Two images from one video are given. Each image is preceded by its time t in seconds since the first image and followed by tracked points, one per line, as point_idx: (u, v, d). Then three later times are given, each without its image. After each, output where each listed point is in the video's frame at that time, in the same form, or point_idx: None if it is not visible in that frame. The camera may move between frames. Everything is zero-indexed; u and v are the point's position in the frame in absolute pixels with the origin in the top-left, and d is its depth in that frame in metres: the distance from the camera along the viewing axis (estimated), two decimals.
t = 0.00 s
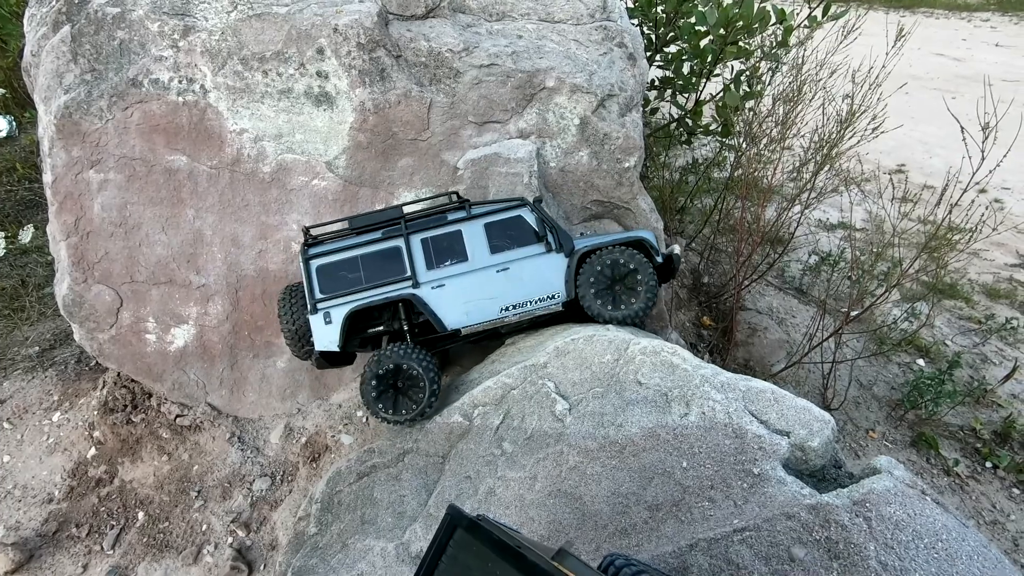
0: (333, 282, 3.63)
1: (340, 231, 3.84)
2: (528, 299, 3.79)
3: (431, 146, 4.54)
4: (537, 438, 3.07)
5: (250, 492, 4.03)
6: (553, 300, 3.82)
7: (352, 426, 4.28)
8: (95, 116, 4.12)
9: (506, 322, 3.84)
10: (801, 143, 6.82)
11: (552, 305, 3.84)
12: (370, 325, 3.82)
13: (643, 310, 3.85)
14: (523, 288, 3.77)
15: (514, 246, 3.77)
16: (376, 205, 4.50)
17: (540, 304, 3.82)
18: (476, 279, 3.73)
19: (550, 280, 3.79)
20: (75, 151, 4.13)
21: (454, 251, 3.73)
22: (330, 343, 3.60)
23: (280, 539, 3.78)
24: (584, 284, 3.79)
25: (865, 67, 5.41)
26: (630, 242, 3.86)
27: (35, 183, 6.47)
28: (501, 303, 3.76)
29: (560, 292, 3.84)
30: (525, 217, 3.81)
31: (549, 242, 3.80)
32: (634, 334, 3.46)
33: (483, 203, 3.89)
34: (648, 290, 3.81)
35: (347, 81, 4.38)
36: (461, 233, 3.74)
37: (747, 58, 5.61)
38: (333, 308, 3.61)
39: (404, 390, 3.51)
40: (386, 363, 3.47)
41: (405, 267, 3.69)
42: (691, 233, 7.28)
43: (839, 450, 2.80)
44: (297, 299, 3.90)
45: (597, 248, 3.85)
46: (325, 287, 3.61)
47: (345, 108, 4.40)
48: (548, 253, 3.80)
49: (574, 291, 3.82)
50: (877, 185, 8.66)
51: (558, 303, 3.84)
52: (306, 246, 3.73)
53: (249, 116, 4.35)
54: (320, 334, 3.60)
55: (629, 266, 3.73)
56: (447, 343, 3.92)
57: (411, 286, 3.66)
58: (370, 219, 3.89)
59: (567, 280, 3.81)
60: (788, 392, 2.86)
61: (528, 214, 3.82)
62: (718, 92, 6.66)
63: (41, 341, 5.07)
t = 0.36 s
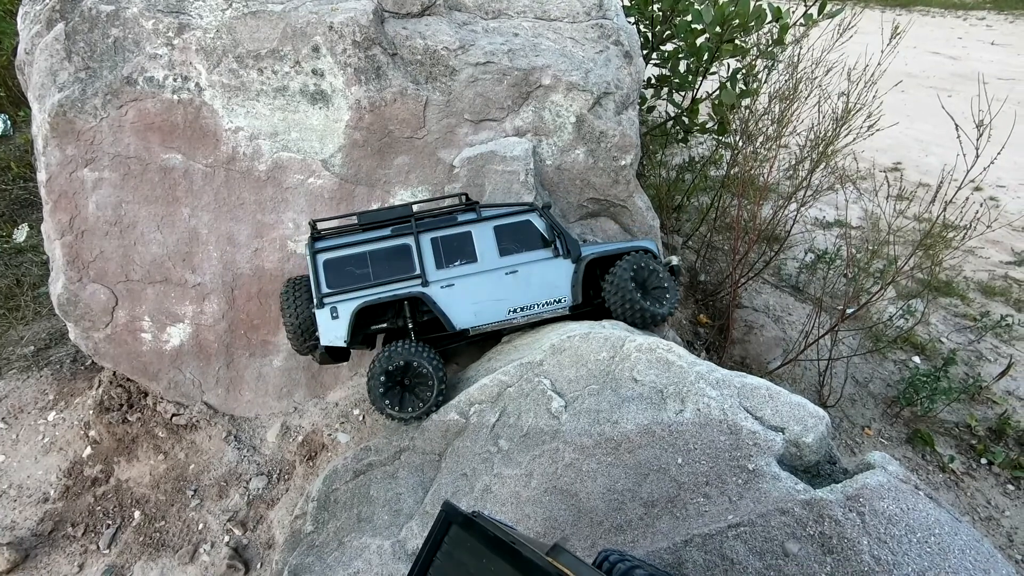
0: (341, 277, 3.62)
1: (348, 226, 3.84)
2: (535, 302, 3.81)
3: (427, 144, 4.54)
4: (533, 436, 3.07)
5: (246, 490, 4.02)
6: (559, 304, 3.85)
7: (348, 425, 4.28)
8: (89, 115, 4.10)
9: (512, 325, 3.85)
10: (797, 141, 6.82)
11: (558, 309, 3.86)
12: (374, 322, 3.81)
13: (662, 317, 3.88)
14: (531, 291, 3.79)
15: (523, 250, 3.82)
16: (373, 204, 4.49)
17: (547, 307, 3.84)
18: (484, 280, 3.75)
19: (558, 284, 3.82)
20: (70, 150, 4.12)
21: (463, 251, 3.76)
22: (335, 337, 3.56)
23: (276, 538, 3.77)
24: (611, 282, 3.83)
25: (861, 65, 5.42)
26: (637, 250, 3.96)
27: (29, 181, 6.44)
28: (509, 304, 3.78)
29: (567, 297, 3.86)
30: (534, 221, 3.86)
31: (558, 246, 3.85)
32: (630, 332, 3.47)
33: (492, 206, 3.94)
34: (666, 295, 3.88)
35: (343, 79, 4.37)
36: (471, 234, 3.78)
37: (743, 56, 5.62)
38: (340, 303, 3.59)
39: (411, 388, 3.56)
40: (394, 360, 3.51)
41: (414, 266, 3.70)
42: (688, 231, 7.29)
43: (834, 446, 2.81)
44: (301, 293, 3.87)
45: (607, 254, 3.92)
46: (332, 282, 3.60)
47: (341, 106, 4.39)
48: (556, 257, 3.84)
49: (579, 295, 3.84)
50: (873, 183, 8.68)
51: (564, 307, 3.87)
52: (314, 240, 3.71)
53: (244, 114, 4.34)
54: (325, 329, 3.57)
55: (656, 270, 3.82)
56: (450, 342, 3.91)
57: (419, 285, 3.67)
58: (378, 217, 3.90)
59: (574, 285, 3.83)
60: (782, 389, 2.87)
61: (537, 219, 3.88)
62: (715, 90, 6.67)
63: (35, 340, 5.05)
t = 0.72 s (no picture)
0: (340, 272, 3.61)
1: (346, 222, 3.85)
2: (532, 297, 3.80)
3: (424, 139, 4.52)
4: (531, 430, 3.07)
5: (244, 487, 4.02)
6: (557, 299, 3.84)
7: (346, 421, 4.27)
8: (85, 110, 4.09)
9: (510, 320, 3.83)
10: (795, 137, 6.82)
11: (555, 304, 3.85)
12: (372, 318, 3.79)
13: (662, 314, 3.88)
14: (529, 286, 3.79)
15: (520, 245, 3.83)
16: (370, 199, 4.48)
17: (544, 302, 3.83)
18: (483, 275, 3.74)
19: (555, 279, 3.82)
20: (65, 146, 4.10)
21: (461, 246, 3.77)
22: (333, 332, 3.53)
23: (275, 534, 3.76)
24: (613, 278, 3.81)
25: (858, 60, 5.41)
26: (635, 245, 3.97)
27: (25, 178, 6.42)
28: (506, 299, 3.76)
29: (564, 292, 3.86)
30: (532, 217, 3.89)
31: (555, 241, 3.86)
32: (628, 326, 3.47)
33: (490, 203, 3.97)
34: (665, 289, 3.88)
35: (339, 74, 4.36)
36: (468, 229, 3.79)
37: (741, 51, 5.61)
38: (339, 297, 3.58)
39: (409, 381, 3.54)
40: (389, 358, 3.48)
41: (412, 261, 3.70)
42: (686, 227, 7.29)
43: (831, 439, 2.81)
44: (298, 289, 3.85)
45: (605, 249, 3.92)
46: (331, 276, 3.59)
47: (337, 101, 4.38)
48: (554, 252, 3.85)
49: (577, 291, 3.83)
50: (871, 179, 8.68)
51: (561, 302, 3.86)
52: (312, 235, 3.71)
53: (240, 110, 4.32)
54: (323, 323, 3.54)
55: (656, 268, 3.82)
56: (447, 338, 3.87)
57: (418, 279, 3.66)
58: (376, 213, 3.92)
59: (571, 280, 3.83)
60: (779, 382, 2.87)
61: (534, 215, 3.91)
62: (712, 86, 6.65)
63: (32, 337, 5.04)
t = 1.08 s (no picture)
0: (315, 277, 3.63)
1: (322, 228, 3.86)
2: (509, 294, 3.79)
3: (421, 136, 4.52)
4: (527, 426, 3.08)
5: (242, 484, 4.02)
6: (533, 294, 3.82)
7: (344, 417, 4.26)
8: (81, 107, 4.08)
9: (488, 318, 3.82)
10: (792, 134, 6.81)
11: (532, 300, 3.83)
12: (351, 321, 3.81)
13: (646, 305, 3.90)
14: (505, 283, 3.78)
15: (494, 243, 3.82)
16: (367, 196, 4.47)
17: (521, 299, 3.81)
18: (457, 273, 3.74)
19: (531, 275, 3.80)
20: (61, 143, 4.09)
21: (435, 246, 3.77)
22: (309, 337, 3.54)
23: (272, 531, 3.76)
24: (593, 274, 3.85)
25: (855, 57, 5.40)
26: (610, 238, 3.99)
27: (22, 177, 6.41)
28: (483, 296, 3.75)
29: (541, 287, 3.83)
30: (506, 214, 3.87)
31: (529, 237, 3.84)
32: (624, 322, 3.46)
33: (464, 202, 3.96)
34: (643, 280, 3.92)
35: (336, 71, 4.35)
36: (442, 229, 3.79)
37: (738, 48, 5.61)
38: (314, 302, 3.59)
39: (388, 381, 3.53)
40: (357, 367, 3.48)
41: (387, 262, 3.71)
42: (684, 224, 7.30)
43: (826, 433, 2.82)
44: (277, 296, 3.89)
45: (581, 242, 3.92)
46: (306, 282, 3.61)
47: (334, 98, 4.38)
48: (529, 248, 3.84)
49: (553, 285, 3.81)
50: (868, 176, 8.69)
51: (538, 298, 3.84)
52: (287, 242, 3.73)
53: (237, 107, 4.32)
54: (300, 328, 3.56)
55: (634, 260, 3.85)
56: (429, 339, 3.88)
57: (392, 281, 3.66)
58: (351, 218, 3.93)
59: (547, 275, 3.81)
60: (775, 376, 2.87)
61: (509, 212, 3.90)
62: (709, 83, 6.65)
63: (29, 335, 5.03)
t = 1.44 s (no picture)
0: (292, 274, 3.70)
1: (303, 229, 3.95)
2: (483, 287, 3.77)
3: (422, 133, 4.52)
4: (530, 421, 3.08)
5: (244, 480, 4.03)
6: (508, 287, 3.78)
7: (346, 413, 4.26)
8: (81, 104, 4.08)
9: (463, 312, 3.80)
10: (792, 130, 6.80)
11: (508, 293, 3.80)
12: (330, 319, 3.85)
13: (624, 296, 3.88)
14: (479, 276, 3.77)
15: (469, 237, 3.83)
16: (368, 193, 4.47)
17: (496, 292, 3.79)
18: (431, 268, 3.75)
19: (505, 267, 3.78)
20: (62, 140, 4.10)
21: (410, 242, 3.79)
22: (284, 333, 3.59)
23: (275, 526, 3.77)
24: (569, 266, 3.77)
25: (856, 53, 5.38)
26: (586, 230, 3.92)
27: (22, 176, 6.41)
28: (456, 290, 3.75)
29: (516, 280, 3.80)
30: (481, 209, 3.89)
31: (503, 230, 3.84)
32: (626, 316, 3.46)
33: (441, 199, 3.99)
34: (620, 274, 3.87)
35: (337, 67, 4.35)
36: (417, 225, 3.82)
37: (738, 43, 5.60)
38: (290, 299, 3.64)
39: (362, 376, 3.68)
40: (328, 383, 3.60)
41: (362, 259, 3.75)
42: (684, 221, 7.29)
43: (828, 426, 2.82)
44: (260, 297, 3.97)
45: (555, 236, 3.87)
46: (283, 279, 3.68)
47: (335, 95, 4.37)
48: (503, 241, 3.82)
49: (527, 277, 3.78)
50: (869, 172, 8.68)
51: (514, 291, 3.81)
52: (267, 243, 3.83)
53: (238, 103, 4.31)
54: (275, 325, 3.61)
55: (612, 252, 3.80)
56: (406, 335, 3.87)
57: (366, 276, 3.69)
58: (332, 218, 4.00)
59: (522, 268, 3.78)
60: (777, 369, 2.88)
61: (484, 207, 3.91)
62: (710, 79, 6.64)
63: (31, 333, 5.04)
